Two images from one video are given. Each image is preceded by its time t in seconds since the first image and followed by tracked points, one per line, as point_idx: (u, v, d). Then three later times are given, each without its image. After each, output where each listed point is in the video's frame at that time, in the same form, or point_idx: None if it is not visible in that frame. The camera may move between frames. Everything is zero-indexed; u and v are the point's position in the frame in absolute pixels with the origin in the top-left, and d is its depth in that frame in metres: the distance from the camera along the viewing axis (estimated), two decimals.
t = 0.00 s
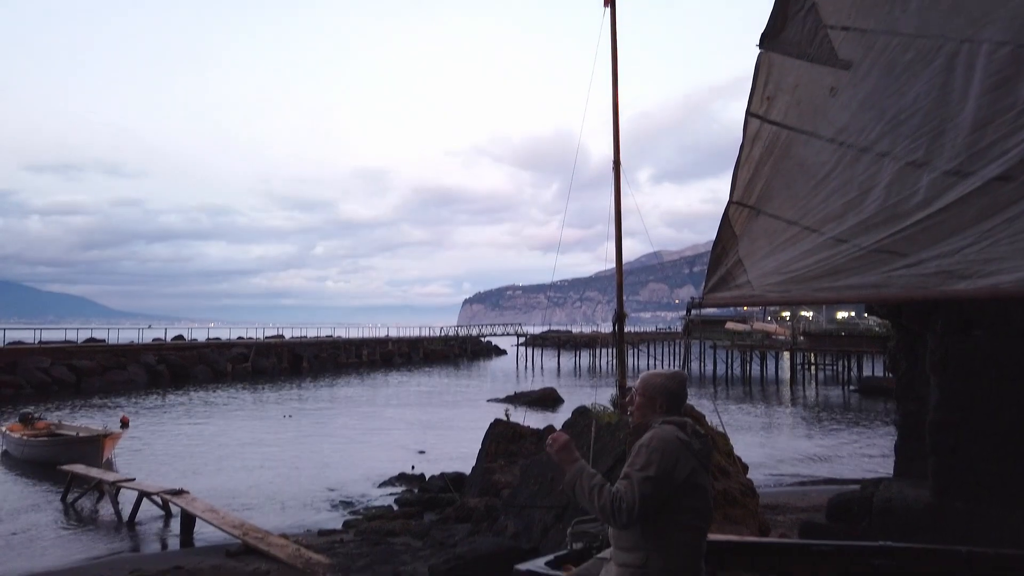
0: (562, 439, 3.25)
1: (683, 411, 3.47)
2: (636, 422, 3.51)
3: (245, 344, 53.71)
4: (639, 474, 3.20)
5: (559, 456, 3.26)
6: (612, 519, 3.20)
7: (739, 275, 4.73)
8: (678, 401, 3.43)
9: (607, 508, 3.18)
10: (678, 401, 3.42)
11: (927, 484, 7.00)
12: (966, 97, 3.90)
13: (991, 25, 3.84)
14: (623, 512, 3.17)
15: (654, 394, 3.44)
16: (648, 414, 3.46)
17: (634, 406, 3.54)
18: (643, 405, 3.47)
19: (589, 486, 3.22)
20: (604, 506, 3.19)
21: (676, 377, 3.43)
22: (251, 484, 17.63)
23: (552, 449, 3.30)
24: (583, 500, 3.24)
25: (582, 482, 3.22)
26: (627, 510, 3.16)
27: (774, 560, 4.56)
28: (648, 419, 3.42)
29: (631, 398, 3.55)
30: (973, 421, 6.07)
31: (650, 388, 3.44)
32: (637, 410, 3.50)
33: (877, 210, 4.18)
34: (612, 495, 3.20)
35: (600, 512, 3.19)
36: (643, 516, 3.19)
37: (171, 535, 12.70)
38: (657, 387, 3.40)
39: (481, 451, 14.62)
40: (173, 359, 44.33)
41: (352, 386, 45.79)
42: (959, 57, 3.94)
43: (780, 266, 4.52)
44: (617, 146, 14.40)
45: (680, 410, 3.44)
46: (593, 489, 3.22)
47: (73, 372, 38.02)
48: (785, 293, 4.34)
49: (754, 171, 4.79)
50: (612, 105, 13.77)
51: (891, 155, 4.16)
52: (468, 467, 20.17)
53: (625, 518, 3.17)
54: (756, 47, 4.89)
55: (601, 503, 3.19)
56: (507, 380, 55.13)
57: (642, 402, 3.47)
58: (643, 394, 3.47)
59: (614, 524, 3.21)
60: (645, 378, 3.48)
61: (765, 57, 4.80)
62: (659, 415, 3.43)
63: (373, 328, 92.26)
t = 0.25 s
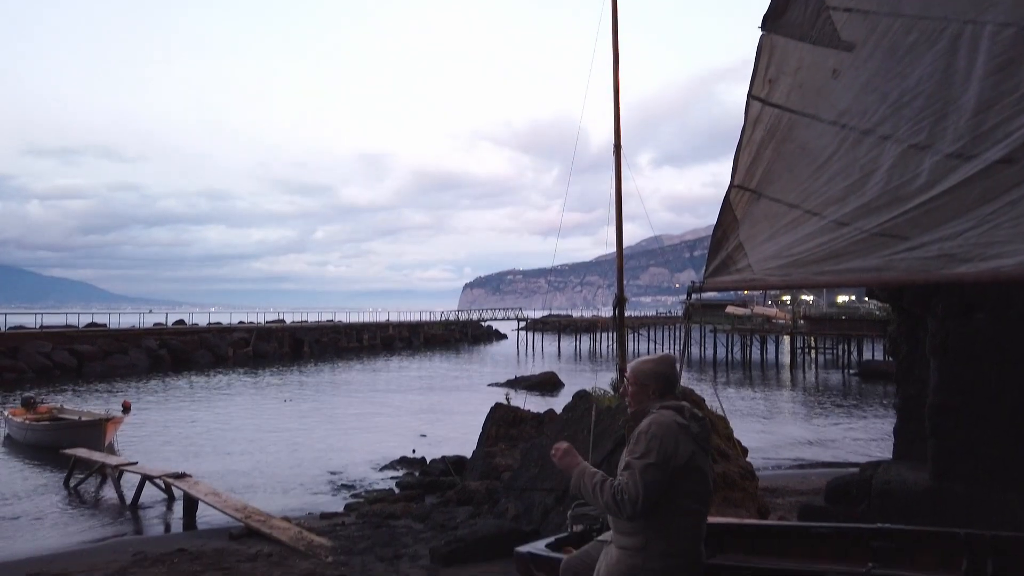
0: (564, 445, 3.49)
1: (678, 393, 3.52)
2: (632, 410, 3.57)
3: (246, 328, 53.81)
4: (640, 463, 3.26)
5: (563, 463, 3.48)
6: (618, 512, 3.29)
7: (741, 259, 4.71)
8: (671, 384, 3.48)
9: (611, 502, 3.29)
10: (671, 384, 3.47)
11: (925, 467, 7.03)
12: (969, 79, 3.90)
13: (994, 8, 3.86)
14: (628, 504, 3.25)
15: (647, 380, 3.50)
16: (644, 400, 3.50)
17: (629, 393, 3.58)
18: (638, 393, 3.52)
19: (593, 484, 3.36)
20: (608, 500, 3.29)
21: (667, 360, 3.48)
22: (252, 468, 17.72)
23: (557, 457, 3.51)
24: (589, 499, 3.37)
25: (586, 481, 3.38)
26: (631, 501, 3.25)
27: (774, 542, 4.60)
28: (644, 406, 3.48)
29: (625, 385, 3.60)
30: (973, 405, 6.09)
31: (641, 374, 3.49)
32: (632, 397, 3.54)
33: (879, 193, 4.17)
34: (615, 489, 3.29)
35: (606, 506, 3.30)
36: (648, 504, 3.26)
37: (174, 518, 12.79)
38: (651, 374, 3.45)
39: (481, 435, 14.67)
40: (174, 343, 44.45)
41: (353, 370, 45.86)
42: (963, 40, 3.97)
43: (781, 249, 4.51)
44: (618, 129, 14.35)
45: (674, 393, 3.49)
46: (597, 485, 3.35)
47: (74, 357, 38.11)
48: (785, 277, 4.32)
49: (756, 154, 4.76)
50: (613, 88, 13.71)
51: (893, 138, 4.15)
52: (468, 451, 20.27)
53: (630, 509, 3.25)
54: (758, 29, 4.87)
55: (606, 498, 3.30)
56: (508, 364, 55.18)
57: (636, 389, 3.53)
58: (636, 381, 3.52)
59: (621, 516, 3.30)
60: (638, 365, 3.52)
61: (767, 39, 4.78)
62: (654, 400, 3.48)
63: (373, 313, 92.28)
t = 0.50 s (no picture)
0: (559, 444, 3.58)
1: (673, 374, 3.57)
2: (629, 393, 3.62)
3: (247, 310, 53.87)
4: (638, 448, 3.31)
5: (560, 460, 3.57)
6: (621, 500, 3.34)
7: (741, 241, 4.67)
8: (666, 366, 3.53)
9: (613, 491, 3.33)
10: (666, 365, 3.53)
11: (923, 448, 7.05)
12: (973, 60, 3.91)
13: None
14: (630, 491, 3.30)
15: (641, 363, 3.55)
16: (638, 383, 3.56)
17: (623, 377, 3.64)
18: (632, 376, 3.58)
19: (592, 474, 3.42)
20: (609, 489, 3.34)
21: (660, 342, 3.53)
22: (255, 449, 17.81)
23: (554, 456, 3.60)
24: (590, 490, 3.43)
25: (584, 473, 3.44)
26: (633, 488, 3.30)
27: (773, 522, 4.63)
28: (639, 388, 3.52)
29: (620, 369, 3.65)
30: (971, 387, 6.10)
31: (635, 357, 3.54)
32: (627, 381, 3.60)
33: (881, 174, 4.15)
34: (616, 477, 3.34)
35: (608, 495, 3.35)
36: (650, 490, 3.31)
37: (177, 499, 12.88)
38: (644, 357, 3.51)
39: (482, 416, 14.75)
40: (175, 326, 44.52)
41: (354, 353, 45.95)
42: (967, 19, 3.98)
43: (781, 232, 4.49)
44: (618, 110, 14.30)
45: (669, 374, 3.54)
46: (596, 476, 3.41)
47: (75, 340, 38.19)
48: (786, 260, 4.30)
49: (757, 136, 4.72)
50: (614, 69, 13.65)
51: (895, 119, 4.13)
52: (469, 432, 20.36)
53: (633, 496, 3.30)
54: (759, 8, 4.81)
55: (607, 488, 3.35)
56: (508, 346, 55.25)
57: (630, 373, 3.58)
58: (630, 364, 3.57)
59: (623, 504, 3.35)
60: (631, 350, 3.58)
61: (769, 17, 4.72)
62: (648, 382, 3.54)
63: (374, 296, 92.33)
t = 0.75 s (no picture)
0: (559, 430, 3.60)
1: (672, 359, 3.59)
2: (628, 378, 3.64)
3: (247, 296, 53.90)
4: (638, 432, 3.34)
5: (559, 446, 3.58)
6: (621, 485, 3.36)
7: (742, 226, 4.67)
8: (666, 351, 3.56)
9: (614, 475, 3.35)
10: (666, 350, 3.56)
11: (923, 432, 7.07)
12: (976, 43, 3.88)
13: None
14: (631, 476, 3.32)
15: (641, 348, 3.57)
16: (638, 368, 3.58)
17: (623, 362, 3.66)
18: (632, 361, 3.60)
19: (593, 459, 3.43)
20: (610, 474, 3.35)
21: (661, 329, 3.55)
22: (256, 434, 17.88)
23: (553, 441, 3.62)
24: (590, 475, 3.44)
25: (585, 458, 3.45)
26: (634, 472, 3.32)
27: (772, 506, 4.65)
28: (639, 373, 3.54)
29: (619, 354, 3.67)
30: (972, 372, 6.12)
31: (636, 342, 3.56)
32: (627, 366, 3.61)
33: (882, 159, 4.14)
34: (616, 461, 3.36)
35: (608, 480, 3.36)
36: (650, 474, 3.33)
37: (180, 483, 12.94)
38: (644, 343, 3.53)
39: (483, 401, 14.79)
40: (176, 312, 44.57)
41: (354, 338, 46.01)
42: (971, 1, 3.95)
43: (783, 216, 4.49)
44: (619, 94, 14.23)
45: (669, 359, 3.57)
46: (597, 461, 3.42)
47: (77, 325, 38.26)
48: (787, 244, 4.30)
49: (758, 120, 4.70)
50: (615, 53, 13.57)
51: (898, 103, 4.12)
52: (470, 417, 20.43)
53: (633, 481, 3.32)
54: None
55: (607, 472, 3.36)
56: (509, 331, 55.27)
57: (630, 358, 3.60)
58: (630, 349, 3.59)
59: (623, 489, 3.37)
60: (631, 335, 3.60)
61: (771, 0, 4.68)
62: (648, 367, 3.56)
63: (375, 281, 92.31)
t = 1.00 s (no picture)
0: (558, 415, 3.61)
1: (675, 345, 3.61)
2: (630, 362, 3.66)
3: (248, 281, 53.94)
4: (640, 417, 3.35)
5: (560, 431, 3.60)
6: (622, 469, 3.37)
7: (743, 211, 4.66)
8: (669, 336, 3.57)
9: (615, 459, 3.36)
10: (669, 335, 3.57)
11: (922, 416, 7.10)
12: (979, 27, 3.86)
13: None
14: (632, 460, 3.33)
15: (644, 332, 3.59)
16: (640, 352, 3.60)
17: (626, 346, 3.68)
18: (634, 345, 3.62)
19: (593, 443, 3.44)
20: (611, 458, 3.37)
21: (664, 314, 3.57)
22: (258, 419, 17.95)
23: (554, 426, 3.63)
24: (591, 459, 3.45)
25: (585, 442, 3.46)
26: (635, 457, 3.33)
27: (772, 489, 4.68)
28: (641, 357, 3.57)
29: (622, 338, 3.69)
30: (973, 357, 6.13)
31: (639, 327, 3.58)
32: (629, 350, 3.64)
33: (884, 143, 4.13)
34: (617, 445, 3.37)
35: (609, 465, 3.38)
36: (651, 458, 3.35)
37: (182, 467, 13.01)
38: (647, 326, 3.56)
39: (484, 386, 14.83)
40: (177, 297, 44.62)
41: (355, 323, 46.07)
42: None
43: (784, 201, 4.48)
44: (620, 78, 14.17)
45: (671, 343, 3.59)
46: (598, 445, 3.43)
47: (78, 310, 38.34)
48: (788, 229, 4.30)
49: (760, 104, 4.68)
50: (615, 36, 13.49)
51: (900, 86, 4.10)
52: (471, 402, 20.49)
53: (634, 465, 3.34)
54: None
55: (608, 456, 3.37)
56: (509, 316, 55.35)
57: (632, 341, 3.63)
58: (633, 333, 3.61)
59: (625, 473, 3.38)
60: (634, 320, 3.62)
61: None
62: (650, 351, 3.58)
63: (375, 267, 92.27)
